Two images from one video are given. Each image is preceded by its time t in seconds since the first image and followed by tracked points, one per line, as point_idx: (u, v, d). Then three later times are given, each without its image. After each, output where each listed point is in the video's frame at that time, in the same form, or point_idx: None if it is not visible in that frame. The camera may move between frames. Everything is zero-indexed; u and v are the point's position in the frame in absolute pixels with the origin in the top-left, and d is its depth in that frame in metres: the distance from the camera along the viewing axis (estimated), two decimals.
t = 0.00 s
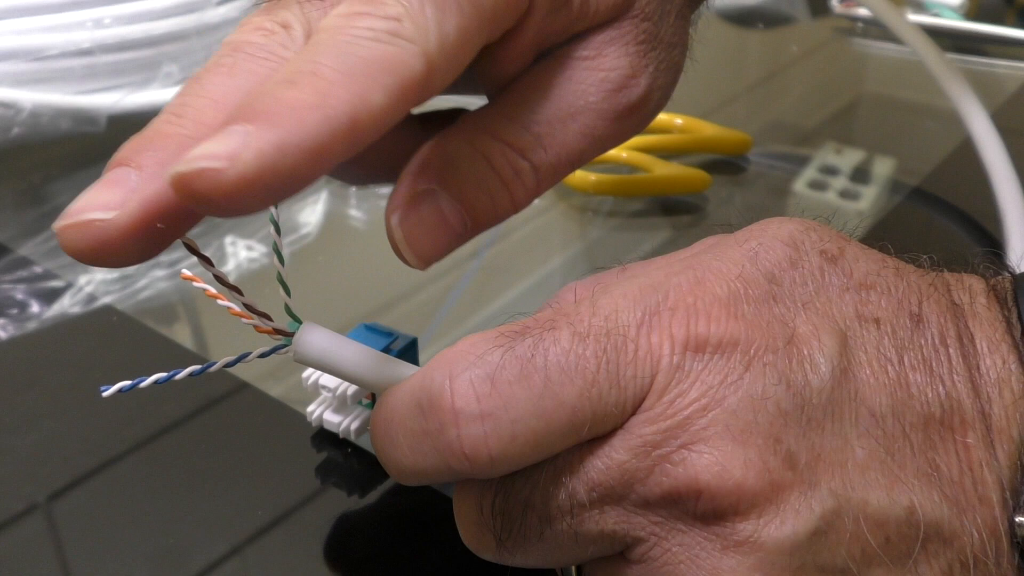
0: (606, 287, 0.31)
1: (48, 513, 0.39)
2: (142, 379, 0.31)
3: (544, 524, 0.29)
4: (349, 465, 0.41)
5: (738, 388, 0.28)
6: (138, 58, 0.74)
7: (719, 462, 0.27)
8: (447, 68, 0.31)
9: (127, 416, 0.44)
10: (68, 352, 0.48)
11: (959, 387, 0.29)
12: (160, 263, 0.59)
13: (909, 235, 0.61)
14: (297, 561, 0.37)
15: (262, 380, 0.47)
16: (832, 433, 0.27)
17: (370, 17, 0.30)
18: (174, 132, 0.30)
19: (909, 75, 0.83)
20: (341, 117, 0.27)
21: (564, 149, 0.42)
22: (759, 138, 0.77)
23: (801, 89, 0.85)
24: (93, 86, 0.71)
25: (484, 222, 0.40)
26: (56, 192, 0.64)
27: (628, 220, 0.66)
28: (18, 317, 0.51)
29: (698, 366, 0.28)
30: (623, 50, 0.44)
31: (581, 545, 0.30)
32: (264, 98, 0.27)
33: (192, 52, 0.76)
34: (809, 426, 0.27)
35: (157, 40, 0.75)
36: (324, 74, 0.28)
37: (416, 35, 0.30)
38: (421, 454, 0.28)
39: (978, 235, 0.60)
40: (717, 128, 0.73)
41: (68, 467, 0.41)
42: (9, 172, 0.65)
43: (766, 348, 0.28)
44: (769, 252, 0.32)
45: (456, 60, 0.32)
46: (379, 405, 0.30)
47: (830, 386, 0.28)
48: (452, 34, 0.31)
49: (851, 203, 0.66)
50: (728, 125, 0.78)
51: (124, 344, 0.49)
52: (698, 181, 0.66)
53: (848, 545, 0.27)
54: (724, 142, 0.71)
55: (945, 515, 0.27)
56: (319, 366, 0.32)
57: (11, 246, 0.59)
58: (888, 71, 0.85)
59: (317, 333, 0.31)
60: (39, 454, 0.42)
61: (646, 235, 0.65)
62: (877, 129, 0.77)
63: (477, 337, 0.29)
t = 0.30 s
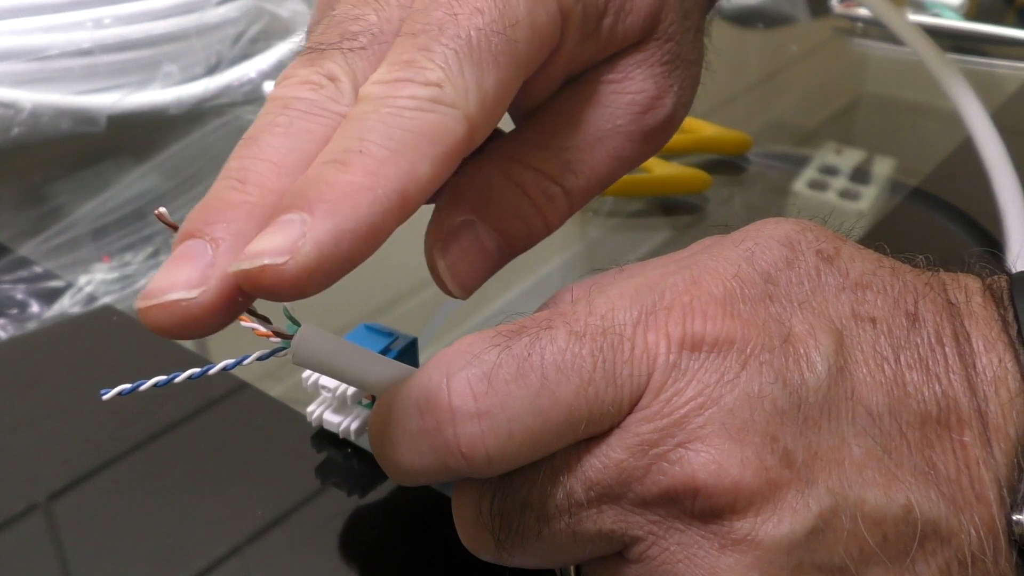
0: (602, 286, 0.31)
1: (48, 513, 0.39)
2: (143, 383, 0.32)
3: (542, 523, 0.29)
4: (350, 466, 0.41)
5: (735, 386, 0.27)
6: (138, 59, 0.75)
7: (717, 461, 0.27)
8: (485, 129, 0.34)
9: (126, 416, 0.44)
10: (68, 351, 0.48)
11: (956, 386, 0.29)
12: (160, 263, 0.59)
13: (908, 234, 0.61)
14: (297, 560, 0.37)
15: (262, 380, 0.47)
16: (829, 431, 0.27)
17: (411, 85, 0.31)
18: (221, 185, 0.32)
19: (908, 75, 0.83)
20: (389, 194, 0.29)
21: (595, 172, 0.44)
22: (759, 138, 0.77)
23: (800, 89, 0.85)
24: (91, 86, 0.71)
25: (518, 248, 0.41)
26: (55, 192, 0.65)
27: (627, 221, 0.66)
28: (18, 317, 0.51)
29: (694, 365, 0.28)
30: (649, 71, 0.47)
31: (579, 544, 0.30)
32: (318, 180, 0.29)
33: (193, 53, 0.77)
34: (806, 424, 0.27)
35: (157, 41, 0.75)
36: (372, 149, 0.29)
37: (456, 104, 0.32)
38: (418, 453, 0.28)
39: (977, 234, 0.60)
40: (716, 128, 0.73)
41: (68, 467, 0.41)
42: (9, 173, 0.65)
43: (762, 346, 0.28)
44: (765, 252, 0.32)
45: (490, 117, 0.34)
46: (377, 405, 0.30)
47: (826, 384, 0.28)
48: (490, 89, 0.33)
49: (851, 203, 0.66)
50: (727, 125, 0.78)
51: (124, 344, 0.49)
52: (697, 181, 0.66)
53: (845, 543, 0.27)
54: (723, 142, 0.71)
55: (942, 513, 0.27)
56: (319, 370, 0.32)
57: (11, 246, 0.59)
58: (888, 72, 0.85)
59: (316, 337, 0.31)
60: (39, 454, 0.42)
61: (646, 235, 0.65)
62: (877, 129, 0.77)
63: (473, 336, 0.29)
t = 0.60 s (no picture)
0: (600, 285, 0.31)
1: (48, 514, 0.39)
2: (142, 384, 0.32)
3: (541, 522, 0.29)
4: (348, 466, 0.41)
5: (733, 385, 0.27)
6: (139, 59, 0.75)
7: (716, 459, 0.27)
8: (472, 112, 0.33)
9: (126, 416, 0.44)
10: (68, 352, 0.48)
11: (954, 385, 0.29)
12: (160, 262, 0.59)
13: (908, 234, 0.61)
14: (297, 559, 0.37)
15: (261, 380, 0.47)
16: (827, 429, 0.27)
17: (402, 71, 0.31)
18: (221, 173, 0.30)
19: (908, 75, 0.83)
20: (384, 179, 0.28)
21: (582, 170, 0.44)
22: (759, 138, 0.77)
23: (800, 88, 0.84)
24: (90, 86, 0.72)
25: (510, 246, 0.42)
26: (55, 192, 0.65)
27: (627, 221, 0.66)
28: (18, 317, 0.51)
29: (692, 363, 0.28)
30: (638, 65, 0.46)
31: (577, 543, 0.30)
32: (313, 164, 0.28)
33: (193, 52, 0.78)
34: (804, 422, 0.27)
35: (157, 41, 0.75)
36: (362, 135, 0.28)
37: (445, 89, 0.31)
38: (417, 450, 0.28)
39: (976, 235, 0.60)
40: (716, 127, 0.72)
41: (68, 467, 0.41)
42: (9, 174, 0.65)
43: (761, 345, 0.28)
44: (763, 252, 0.32)
45: (478, 101, 0.33)
46: (377, 403, 0.30)
47: (825, 383, 0.28)
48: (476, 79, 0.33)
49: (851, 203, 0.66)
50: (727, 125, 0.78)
51: (124, 344, 0.49)
52: (697, 181, 0.66)
53: (844, 541, 0.27)
54: (724, 142, 0.71)
55: (940, 512, 0.27)
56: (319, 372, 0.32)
57: (11, 246, 0.59)
58: (888, 71, 0.85)
59: (314, 338, 0.31)
60: (40, 454, 0.42)
61: (646, 235, 0.65)
62: (877, 128, 0.77)
63: (472, 334, 0.29)
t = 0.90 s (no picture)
0: (599, 282, 0.31)
1: (48, 514, 0.39)
2: (142, 380, 0.32)
3: (541, 519, 0.29)
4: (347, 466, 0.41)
5: (732, 382, 0.28)
6: (138, 58, 0.69)
7: (716, 456, 0.26)
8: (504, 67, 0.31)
9: (126, 416, 0.44)
10: (68, 351, 0.48)
11: (953, 383, 0.29)
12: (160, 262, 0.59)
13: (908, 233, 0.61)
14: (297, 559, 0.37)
15: (261, 381, 0.47)
16: (826, 426, 0.27)
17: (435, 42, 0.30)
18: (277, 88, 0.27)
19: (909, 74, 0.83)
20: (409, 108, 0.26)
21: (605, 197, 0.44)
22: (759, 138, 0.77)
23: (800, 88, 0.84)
24: (90, 86, 0.69)
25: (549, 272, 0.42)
26: (55, 193, 0.65)
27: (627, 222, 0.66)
28: (18, 317, 0.51)
29: (692, 360, 0.28)
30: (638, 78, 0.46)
31: (577, 540, 0.30)
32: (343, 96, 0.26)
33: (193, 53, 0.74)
34: (804, 419, 0.27)
35: (157, 41, 0.69)
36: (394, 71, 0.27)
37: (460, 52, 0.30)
38: (419, 446, 0.29)
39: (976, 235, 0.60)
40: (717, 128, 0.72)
41: (68, 466, 0.41)
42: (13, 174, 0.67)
43: (760, 342, 0.29)
44: (763, 251, 0.32)
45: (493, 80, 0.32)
46: (378, 400, 0.30)
47: (824, 379, 0.28)
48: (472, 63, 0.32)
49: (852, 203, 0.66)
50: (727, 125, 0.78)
51: (124, 344, 0.49)
52: (697, 181, 0.65)
53: (843, 538, 0.26)
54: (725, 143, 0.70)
55: (939, 509, 0.27)
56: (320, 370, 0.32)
57: (11, 246, 0.59)
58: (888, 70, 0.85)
59: (313, 336, 0.32)
60: (39, 455, 0.42)
61: (646, 235, 0.65)
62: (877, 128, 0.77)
63: (473, 332, 0.30)
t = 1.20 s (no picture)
0: (598, 279, 0.31)
1: (47, 514, 0.39)
2: (146, 376, 0.32)
3: (540, 517, 0.29)
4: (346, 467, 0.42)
5: (732, 380, 0.27)
6: (138, 59, 0.69)
7: (716, 454, 0.26)
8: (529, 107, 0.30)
9: (125, 416, 0.44)
10: (67, 351, 0.48)
11: (953, 383, 0.28)
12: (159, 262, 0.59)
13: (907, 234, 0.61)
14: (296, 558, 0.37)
15: (260, 381, 0.47)
16: (826, 424, 0.27)
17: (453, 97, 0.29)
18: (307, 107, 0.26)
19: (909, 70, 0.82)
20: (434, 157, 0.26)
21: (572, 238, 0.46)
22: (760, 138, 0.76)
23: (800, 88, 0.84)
24: (89, 86, 0.69)
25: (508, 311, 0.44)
26: (55, 192, 0.65)
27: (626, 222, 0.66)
28: (18, 317, 0.51)
29: (691, 359, 0.28)
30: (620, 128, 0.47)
31: (576, 539, 0.29)
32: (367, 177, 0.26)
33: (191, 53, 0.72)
34: (804, 418, 0.27)
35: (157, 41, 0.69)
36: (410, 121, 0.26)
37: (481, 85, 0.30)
38: (419, 444, 0.28)
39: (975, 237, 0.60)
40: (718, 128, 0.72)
41: (67, 466, 0.41)
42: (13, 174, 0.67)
43: (761, 341, 0.28)
44: (764, 250, 0.32)
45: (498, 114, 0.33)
46: (377, 399, 0.30)
47: (824, 378, 0.28)
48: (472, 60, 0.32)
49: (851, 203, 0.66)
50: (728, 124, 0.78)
51: (123, 344, 0.48)
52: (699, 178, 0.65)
53: (843, 536, 0.26)
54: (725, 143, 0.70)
55: (939, 507, 0.27)
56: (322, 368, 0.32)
57: (11, 246, 0.59)
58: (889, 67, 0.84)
59: (317, 334, 0.31)
60: (38, 454, 0.42)
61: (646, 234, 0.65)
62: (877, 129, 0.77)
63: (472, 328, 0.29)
